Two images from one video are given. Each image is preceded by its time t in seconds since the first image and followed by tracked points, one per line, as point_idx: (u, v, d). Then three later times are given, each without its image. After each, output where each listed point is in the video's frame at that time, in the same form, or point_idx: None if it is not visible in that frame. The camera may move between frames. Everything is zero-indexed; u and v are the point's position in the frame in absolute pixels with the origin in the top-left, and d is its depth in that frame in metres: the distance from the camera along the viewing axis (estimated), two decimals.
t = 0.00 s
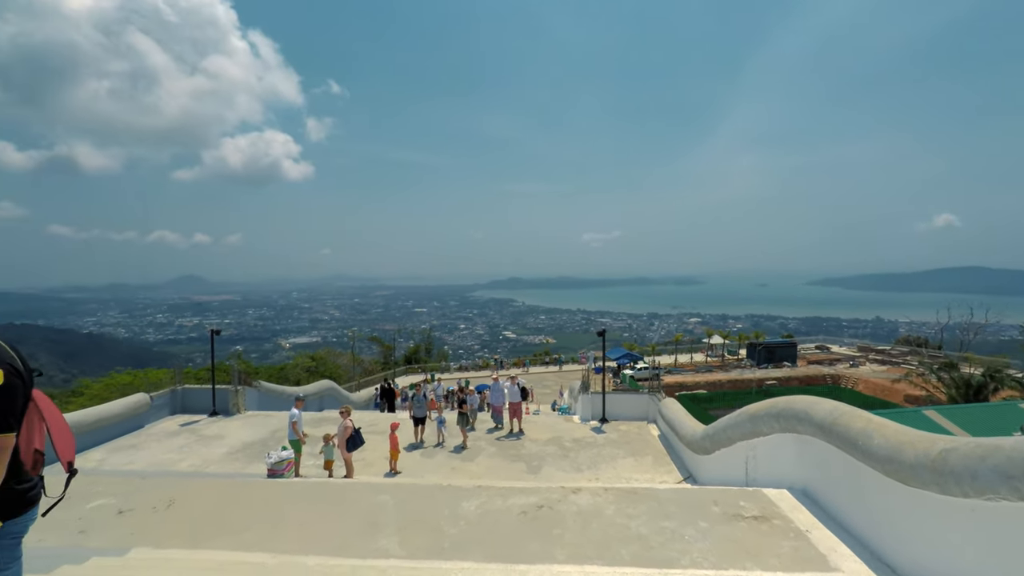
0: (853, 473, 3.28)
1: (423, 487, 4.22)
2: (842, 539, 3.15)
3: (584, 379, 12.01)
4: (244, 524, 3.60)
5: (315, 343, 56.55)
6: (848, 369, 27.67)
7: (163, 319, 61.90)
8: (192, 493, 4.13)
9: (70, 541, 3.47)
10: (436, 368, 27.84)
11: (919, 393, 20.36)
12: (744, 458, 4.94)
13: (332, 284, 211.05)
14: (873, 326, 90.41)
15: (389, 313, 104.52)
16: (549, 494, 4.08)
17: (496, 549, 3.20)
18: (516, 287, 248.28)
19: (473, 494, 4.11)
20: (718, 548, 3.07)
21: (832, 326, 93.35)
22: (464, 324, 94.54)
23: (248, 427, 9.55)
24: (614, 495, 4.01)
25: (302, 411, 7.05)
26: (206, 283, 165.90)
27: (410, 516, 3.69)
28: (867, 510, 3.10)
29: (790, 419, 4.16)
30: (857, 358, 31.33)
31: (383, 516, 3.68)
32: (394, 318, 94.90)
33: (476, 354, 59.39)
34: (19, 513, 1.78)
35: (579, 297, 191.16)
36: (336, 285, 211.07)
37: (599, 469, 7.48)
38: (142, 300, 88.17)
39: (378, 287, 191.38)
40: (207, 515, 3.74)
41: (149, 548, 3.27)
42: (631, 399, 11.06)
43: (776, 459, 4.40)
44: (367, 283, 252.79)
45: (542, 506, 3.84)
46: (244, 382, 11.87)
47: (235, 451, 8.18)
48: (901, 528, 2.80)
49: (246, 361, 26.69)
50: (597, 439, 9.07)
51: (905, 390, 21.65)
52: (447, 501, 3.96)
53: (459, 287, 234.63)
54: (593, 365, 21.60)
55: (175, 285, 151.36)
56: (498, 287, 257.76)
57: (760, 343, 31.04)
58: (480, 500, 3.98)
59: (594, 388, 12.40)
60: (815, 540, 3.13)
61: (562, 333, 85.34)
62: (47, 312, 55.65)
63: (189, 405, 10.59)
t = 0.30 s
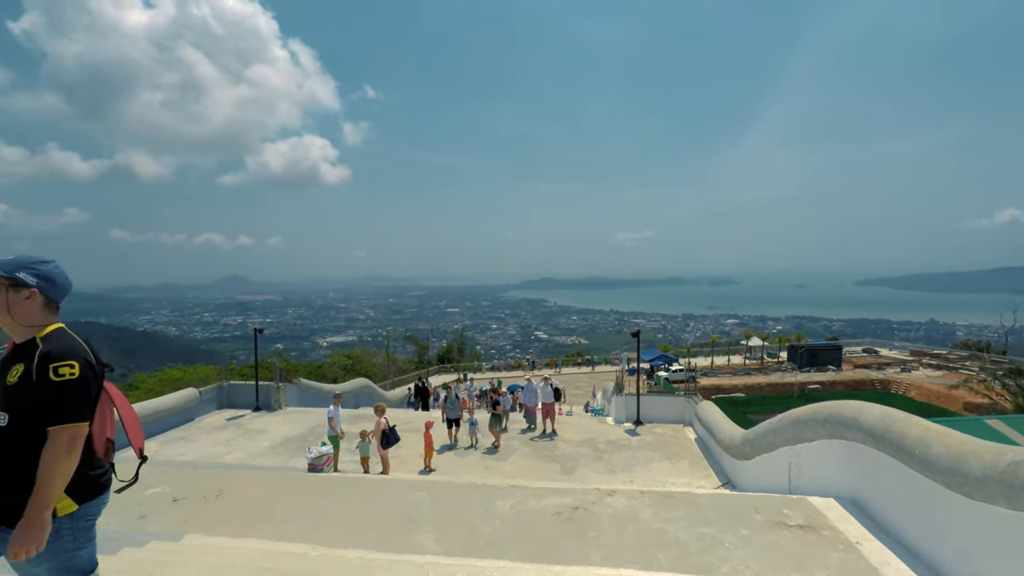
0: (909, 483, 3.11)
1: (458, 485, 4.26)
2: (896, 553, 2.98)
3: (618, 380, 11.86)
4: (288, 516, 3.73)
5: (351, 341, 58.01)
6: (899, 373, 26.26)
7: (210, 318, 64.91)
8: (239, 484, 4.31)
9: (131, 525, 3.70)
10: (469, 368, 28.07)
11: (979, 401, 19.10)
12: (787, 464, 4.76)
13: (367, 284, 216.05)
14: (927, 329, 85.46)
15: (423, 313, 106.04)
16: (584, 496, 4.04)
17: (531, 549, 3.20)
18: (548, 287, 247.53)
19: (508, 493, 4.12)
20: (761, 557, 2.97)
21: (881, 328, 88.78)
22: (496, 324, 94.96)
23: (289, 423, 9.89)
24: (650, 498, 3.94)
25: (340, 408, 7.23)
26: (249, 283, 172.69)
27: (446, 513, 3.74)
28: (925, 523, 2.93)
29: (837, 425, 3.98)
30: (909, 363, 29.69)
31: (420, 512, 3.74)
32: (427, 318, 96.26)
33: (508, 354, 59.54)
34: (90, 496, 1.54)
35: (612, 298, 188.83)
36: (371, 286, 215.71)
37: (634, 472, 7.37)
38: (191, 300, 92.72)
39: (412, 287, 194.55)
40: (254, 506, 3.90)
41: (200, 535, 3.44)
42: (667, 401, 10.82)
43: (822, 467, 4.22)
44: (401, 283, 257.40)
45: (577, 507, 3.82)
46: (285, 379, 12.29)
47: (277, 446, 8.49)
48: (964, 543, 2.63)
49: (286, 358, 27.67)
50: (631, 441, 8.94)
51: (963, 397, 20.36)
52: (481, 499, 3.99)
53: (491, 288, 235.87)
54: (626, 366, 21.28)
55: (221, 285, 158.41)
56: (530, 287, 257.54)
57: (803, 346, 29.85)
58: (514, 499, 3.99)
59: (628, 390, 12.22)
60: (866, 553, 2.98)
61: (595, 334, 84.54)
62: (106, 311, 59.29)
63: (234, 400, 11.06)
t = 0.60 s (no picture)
0: (969, 496, 2.93)
1: (492, 483, 4.29)
2: (954, 569, 2.81)
3: (652, 382, 11.66)
4: (328, 509, 3.85)
5: (384, 341, 59.17)
6: (955, 379, 24.74)
7: (252, 317, 67.57)
8: (281, 476, 4.48)
9: (183, 512, 3.90)
10: (500, 368, 28.19)
11: None
12: (832, 472, 4.57)
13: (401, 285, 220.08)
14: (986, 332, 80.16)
15: (455, 313, 107.03)
16: (618, 498, 4.00)
17: (565, 549, 3.20)
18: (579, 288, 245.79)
19: (541, 493, 4.12)
20: (804, 567, 2.87)
21: (934, 331, 83.87)
22: (527, 324, 94.97)
23: (327, 419, 10.18)
24: (686, 502, 3.86)
25: (376, 405, 7.39)
26: (289, 283, 178.79)
27: (480, 512, 3.77)
28: (988, 538, 2.76)
29: (888, 432, 3.79)
30: (965, 368, 27.96)
31: (454, 510, 3.79)
32: (459, 318, 97.18)
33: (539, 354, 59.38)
34: (155, 483, 1.60)
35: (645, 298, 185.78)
36: (405, 286, 219.57)
37: (669, 476, 7.23)
38: (235, 300, 96.68)
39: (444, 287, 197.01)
40: (296, 498, 4.04)
41: (247, 524, 3.60)
42: (703, 403, 10.56)
43: (871, 475, 4.03)
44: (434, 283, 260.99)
45: (612, 509, 3.78)
46: (322, 377, 12.67)
47: (315, 441, 8.76)
48: None
49: (323, 357, 28.48)
50: (666, 444, 8.78)
51: None
52: (514, 499, 4.00)
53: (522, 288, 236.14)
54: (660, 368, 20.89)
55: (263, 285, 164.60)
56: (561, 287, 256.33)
57: (848, 349, 28.54)
58: (547, 500, 3.98)
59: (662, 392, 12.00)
60: (920, 568, 2.83)
61: (627, 334, 83.32)
62: (158, 310, 62.51)
63: (274, 396, 11.47)
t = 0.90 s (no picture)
0: None
1: (521, 483, 4.30)
2: None
3: (683, 384, 11.43)
4: (361, 504, 3.94)
5: (414, 340, 60.12)
6: (1012, 385, 23.31)
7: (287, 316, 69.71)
8: (316, 471, 4.61)
9: (225, 503, 4.07)
10: (528, 368, 28.22)
11: None
12: (877, 480, 4.39)
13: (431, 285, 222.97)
14: None
15: (483, 313, 107.65)
16: (650, 501, 3.95)
17: (596, 551, 3.18)
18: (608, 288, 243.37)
19: (571, 494, 4.10)
20: None
21: (986, 334, 79.34)
22: (555, 324, 94.78)
23: (359, 416, 10.41)
24: (720, 507, 3.78)
25: (406, 403, 7.47)
26: (322, 283, 183.73)
27: (509, 511, 3.78)
28: None
29: (940, 440, 3.61)
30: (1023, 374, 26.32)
31: (483, 509, 3.81)
32: (487, 318, 97.80)
33: (567, 355, 59.17)
34: (203, 474, 1.66)
35: (675, 299, 182.49)
36: (434, 286, 222.34)
37: (701, 480, 7.09)
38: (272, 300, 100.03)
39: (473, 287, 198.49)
40: (331, 493, 4.15)
41: (285, 517, 3.72)
42: (736, 406, 10.29)
43: (920, 485, 3.84)
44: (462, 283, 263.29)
45: (643, 513, 3.72)
46: (354, 375, 12.95)
47: (347, 437, 8.98)
48: None
49: (355, 356, 29.12)
50: (698, 447, 8.60)
51: None
52: (544, 499, 4.00)
53: (550, 288, 235.60)
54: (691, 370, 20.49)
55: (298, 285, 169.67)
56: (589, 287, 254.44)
57: (892, 352, 27.26)
58: (577, 501, 3.96)
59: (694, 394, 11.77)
60: None
61: (657, 335, 82.04)
62: (200, 309, 65.31)
63: (309, 393, 11.80)
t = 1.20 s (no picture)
0: None
1: (545, 483, 4.29)
2: None
3: (710, 386, 11.21)
4: (388, 501, 4.00)
5: (438, 339, 60.66)
6: None
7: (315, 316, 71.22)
8: (344, 468, 4.69)
9: (257, 497, 4.18)
10: (552, 368, 28.13)
11: None
12: (918, 489, 4.22)
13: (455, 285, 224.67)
14: None
15: (507, 313, 107.83)
16: (677, 504, 3.88)
17: (622, 554, 3.15)
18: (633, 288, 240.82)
19: (596, 495, 4.06)
20: None
21: None
22: (579, 324, 94.27)
23: (384, 414, 10.57)
24: (750, 513, 3.69)
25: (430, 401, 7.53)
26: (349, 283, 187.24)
27: (534, 511, 3.78)
28: None
29: (987, 449, 3.45)
30: None
31: (508, 508, 3.82)
32: (510, 317, 97.93)
33: (591, 355, 58.74)
34: (241, 468, 1.72)
35: (702, 299, 179.13)
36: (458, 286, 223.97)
37: (729, 484, 6.93)
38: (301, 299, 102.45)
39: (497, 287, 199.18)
40: (358, 490, 4.22)
41: (315, 512, 3.80)
42: (766, 409, 10.03)
43: (965, 495, 3.68)
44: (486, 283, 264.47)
45: (670, 516, 3.67)
46: (380, 373, 13.15)
47: (374, 435, 9.12)
48: None
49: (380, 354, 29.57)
50: (726, 450, 8.42)
51: None
52: (569, 500, 3.98)
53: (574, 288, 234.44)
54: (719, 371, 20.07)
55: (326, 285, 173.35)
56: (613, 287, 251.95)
57: (933, 355, 26.12)
58: (602, 502, 3.93)
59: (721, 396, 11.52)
60: None
61: (683, 336, 80.67)
62: (233, 309, 67.35)
63: (336, 390, 12.03)
